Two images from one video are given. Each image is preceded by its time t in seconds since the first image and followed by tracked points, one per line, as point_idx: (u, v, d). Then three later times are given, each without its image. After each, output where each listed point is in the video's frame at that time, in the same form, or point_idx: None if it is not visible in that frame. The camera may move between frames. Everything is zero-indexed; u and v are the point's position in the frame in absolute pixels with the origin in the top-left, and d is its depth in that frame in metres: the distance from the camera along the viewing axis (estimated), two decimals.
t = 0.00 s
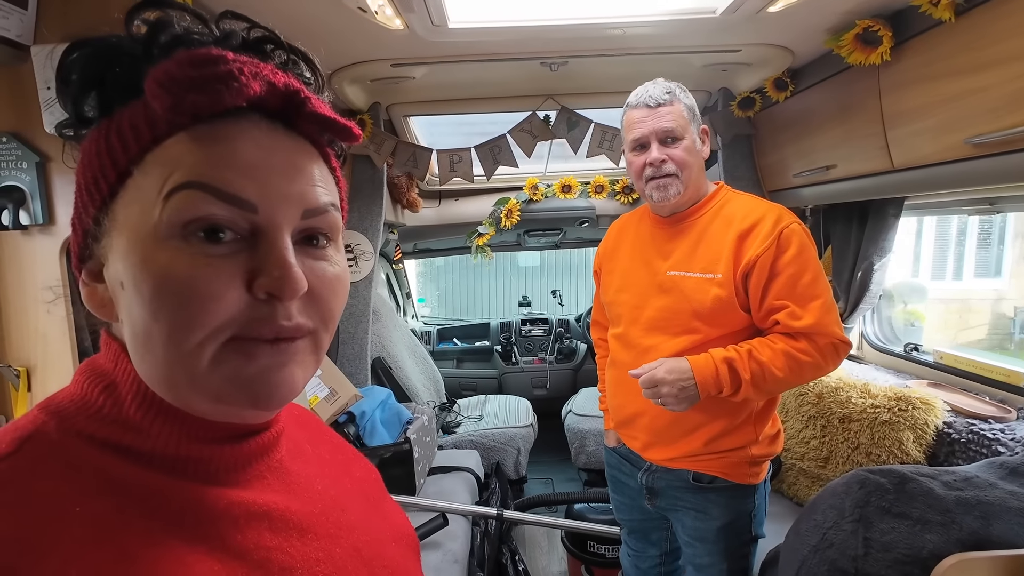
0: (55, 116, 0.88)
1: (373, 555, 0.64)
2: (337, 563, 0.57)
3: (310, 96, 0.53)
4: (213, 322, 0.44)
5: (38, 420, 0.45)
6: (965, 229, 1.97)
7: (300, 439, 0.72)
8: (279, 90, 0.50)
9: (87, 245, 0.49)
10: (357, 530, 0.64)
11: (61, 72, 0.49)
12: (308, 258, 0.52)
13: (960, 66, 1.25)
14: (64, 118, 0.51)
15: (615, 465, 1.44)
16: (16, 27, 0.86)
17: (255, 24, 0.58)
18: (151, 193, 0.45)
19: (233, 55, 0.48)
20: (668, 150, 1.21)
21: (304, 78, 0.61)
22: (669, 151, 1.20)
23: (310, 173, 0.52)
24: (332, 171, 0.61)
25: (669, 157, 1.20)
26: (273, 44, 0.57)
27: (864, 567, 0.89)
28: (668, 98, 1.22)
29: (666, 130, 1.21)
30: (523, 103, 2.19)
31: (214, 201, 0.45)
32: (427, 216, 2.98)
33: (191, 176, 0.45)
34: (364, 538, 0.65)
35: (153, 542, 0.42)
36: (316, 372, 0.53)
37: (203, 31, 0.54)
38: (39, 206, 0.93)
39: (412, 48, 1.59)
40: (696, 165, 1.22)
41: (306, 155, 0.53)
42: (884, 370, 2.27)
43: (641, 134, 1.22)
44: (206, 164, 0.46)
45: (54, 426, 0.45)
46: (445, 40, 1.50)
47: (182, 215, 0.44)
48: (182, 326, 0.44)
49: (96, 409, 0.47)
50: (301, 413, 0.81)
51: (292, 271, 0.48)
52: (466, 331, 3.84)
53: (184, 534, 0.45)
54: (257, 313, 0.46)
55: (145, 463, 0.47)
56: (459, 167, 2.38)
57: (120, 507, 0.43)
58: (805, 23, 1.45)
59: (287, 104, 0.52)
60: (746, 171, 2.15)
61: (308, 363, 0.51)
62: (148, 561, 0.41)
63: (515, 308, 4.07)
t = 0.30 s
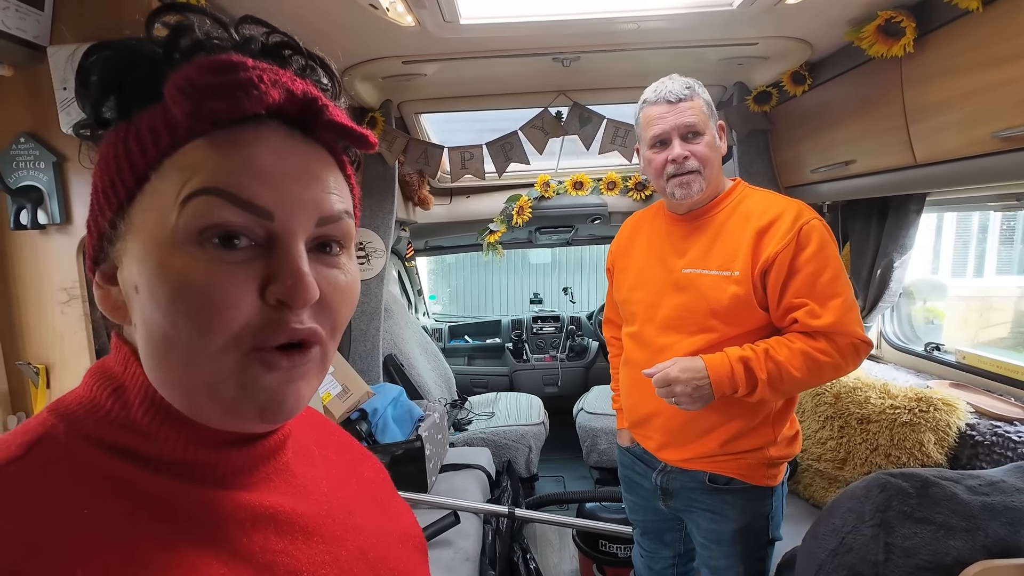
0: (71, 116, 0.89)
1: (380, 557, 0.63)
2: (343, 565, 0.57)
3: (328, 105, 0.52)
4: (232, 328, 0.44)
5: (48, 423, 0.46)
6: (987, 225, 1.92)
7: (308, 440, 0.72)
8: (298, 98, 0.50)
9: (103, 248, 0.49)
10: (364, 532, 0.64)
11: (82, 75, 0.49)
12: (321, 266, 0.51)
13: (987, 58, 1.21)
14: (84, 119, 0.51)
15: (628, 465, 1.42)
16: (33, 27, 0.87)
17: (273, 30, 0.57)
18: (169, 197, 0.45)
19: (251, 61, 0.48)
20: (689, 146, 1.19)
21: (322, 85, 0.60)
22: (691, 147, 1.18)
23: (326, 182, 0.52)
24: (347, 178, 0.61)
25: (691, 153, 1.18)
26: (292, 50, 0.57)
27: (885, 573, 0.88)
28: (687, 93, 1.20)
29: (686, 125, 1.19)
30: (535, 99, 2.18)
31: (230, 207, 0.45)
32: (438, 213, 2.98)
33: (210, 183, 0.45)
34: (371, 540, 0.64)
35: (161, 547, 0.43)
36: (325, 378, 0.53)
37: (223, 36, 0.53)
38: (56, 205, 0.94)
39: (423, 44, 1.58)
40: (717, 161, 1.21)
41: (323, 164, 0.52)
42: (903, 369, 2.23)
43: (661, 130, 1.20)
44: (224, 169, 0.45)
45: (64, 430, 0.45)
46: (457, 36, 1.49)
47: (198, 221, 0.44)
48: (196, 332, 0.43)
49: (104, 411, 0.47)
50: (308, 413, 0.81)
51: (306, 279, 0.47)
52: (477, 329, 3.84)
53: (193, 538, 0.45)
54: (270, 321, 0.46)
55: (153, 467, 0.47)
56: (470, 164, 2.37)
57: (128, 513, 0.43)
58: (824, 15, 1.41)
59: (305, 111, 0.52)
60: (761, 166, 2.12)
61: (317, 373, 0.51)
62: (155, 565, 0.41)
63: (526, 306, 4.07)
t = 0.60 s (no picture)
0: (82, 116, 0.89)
1: (374, 553, 0.64)
2: (337, 561, 0.57)
3: (322, 108, 0.52)
4: (224, 328, 0.44)
5: (41, 421, 0.45)
6: (1007, 223, 1.87)
7: (300, 438, 0.71)
8: (293, 101, 0.50)
9: (94, 249, 0.49)
10: (359, 529, 0.64)
11: (72, 71, 0.48)
12: (315, 267, 0.51)
13: (1009, 51, 1.17)
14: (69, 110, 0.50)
15: (638, 466, 1.41)
16: (44, 28, 0.88)
17: (265, 27, 0.56)
18: (164, 198, 0.44)
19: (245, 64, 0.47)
20: (704, 140, 1.17)
21: (313, 85, 0.60)
22: (705, 141, 1.16)
23: (319, 184, 0.51)
24: (339, 179, 0.60)
25: (705, 147, 1.16)
26: (284, 49, 0.56)
27: None
28: (701, 87, 1.18)
29: (701, 119, 1.17)
30: (544, 96, 2.16)
31: (229, 211, 0.44)
32: (447, 211, 2.98)
33: (205, 187, 0.44)
34: (365, 536, 0.64)
35: (157, 544, 0.43)
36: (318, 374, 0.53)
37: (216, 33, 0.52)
38: (66, 203, 0.94)
39: (431, 42, 1.57)
40: (731, 155, 1.19)
41: (317, 166, 0.52)
42: (920, 371, 2.18)
43: (675, 124, 1.18)
44: (219, 171, 0.45)
45: (58, 428, 0.45)
46: (465, 34, 1.48)
47: (194, 225, 0.44)
48: (190, 333, 0.43)
49: (96, 409, 0.47)
50: (305, 413, 0.80)
51: (301, 282, 0.47)
52: (486, 327, 3.83)
53: (188, 534, 0.45)
54: (261, 319, 0.46)
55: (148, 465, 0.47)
56: (479, 162, 2.36)
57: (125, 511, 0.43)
58: (840, 8, 1.38)
59: (300, 114, 0.51)
60: (775, 163, 2.08)
61: (308, 369, 0.51)
62: (149, 562, 0.41)
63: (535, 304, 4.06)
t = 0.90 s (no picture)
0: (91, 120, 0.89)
1: (384, 547, 0.63)
2: (350, 553, 0.57)
3: (308, 103, 0.51)
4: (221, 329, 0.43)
5: (50, 427, 0.45)
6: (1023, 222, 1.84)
7: (312, 437, 0.71)
8: (278, 97, 0.49)
9: (92, 254, 0.48)
10: (368, 524, 0.64)
11: (58, 77, 0.48)
12: (310, 263, 0.51)
13: None
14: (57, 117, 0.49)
15: (647, 469, 1.40)
16: (55, 32, 0.88)
17: (247, 26, 0.56)
18: (158, 201, 0.44)
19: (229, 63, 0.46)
20: (712, 142, 1.15)
21: (299, 81, 0.59)
22: (714, 143, 1.15)
23: (309, 180, 0.50)
24: (329, 173, 0.59)
25: (713, 149, 1.14)
26: (266, 46, 0.55)
27: None
28: (710, 88, 1.17)
29: (709, 121, 1.15)
30: (551, 96, 2.15)
31: (221, 212, 0.44)
32: (455, 211, 2.98)
33: (198, 188, 0.44)
34: (375, 531, 0.64)
35: (169, 541, 0.42)
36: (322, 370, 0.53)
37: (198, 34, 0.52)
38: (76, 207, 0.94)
39: (439, 42, 1.57)
40: (740, 157, 1.17)
41: (305, 162, 0.51)
42: (934, 373, 2.15)
43: (683, 126, 1.17)
44: (209, 171, 0.45)
45: (67, 433, 0.44)
46: (473, 34, 1.47)
47: (189, 226, 0.43)
48: (189, 334, 0.43)
49: (104, 413, 0.47)
50: (311, 413, 0.80)
51: (297, 279, 0.47)
52: (493, 327, 3.82)
53: (199, 529, 0.45)
54: (259, 317, 0.45)
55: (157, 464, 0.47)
56: (486, 162, 2.35)
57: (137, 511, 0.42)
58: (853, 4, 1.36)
59: (287, 111, 0.51)
60: (785, 162, 2.06)
61: (311, 363, 0.51)
62: (162, 557, 0.41)
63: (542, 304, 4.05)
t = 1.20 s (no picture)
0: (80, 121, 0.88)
1: (368, 545, 0.63)
2: (335, 551, 0.57)
3: (283, 107, 0.51)
4: (204, 328, 0.43)
5: (17, 437, 0.43)
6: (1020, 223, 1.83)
7: (285, 439, 0.70)
8: (255, 102, 0.49)
9: (60, 258, 0.46)
10: (351, 524, 0.64)
11: (15, 76, 0.45)
12: (289, 261, 0.51)
13: None
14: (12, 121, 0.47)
15: (644, 472, 1.39)
16: (45, 33, 0.87)
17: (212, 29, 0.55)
18: (137, 203, 0.43)
19: (212, 69, 0.47)
20: (704, 145, 1.15)
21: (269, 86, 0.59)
22: (706, 147, 1.14)
23: (286, 180, 0.50)
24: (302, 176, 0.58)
25: (705, 153, 1.14)
26: (234, 50, 0.54)
27: None
28: (702, 91, 1.16)
29: (701, 124, 1.15)
30: (549, 96, 2.15)
31: (202, 211, 0.43)
32: (452, 212, 2.97)
33: (179, 190, 0.43)
34: (358, 530, 0.64)
35: (152, 544, 0.42)
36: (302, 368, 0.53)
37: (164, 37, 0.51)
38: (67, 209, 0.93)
39: (436, 43, 1.56)
40: (734, 160, 1.16)
41: (281, 162, 0.51)
42: (932, 375, 2.14)
43: (674, 129, 1.16)
44: (197, 173, 0.44)
45: (36, 442, 0.43)
46: (470, 34, 1.47)
47: (172, 226, 0.42)
48: (173, 334, 0.42)
49: (76, 422, 0.45)
50: (284, 417, 0.79)
51: (283, 276, 0.46)
52: (491, 328, 3.81)
53: (183, 531, 0.45)
54: (243, 314, 0.45)
55: (134, 469, 0.46)
56: (483, 163, 2.35)
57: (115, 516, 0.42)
58: (850, 5, 1.36)
59: (262, 115, 0.51)
60: (783, 163, 2.06)
61: (290, 364, 0.50)
62: (146, 559, 0.41)
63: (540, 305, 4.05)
